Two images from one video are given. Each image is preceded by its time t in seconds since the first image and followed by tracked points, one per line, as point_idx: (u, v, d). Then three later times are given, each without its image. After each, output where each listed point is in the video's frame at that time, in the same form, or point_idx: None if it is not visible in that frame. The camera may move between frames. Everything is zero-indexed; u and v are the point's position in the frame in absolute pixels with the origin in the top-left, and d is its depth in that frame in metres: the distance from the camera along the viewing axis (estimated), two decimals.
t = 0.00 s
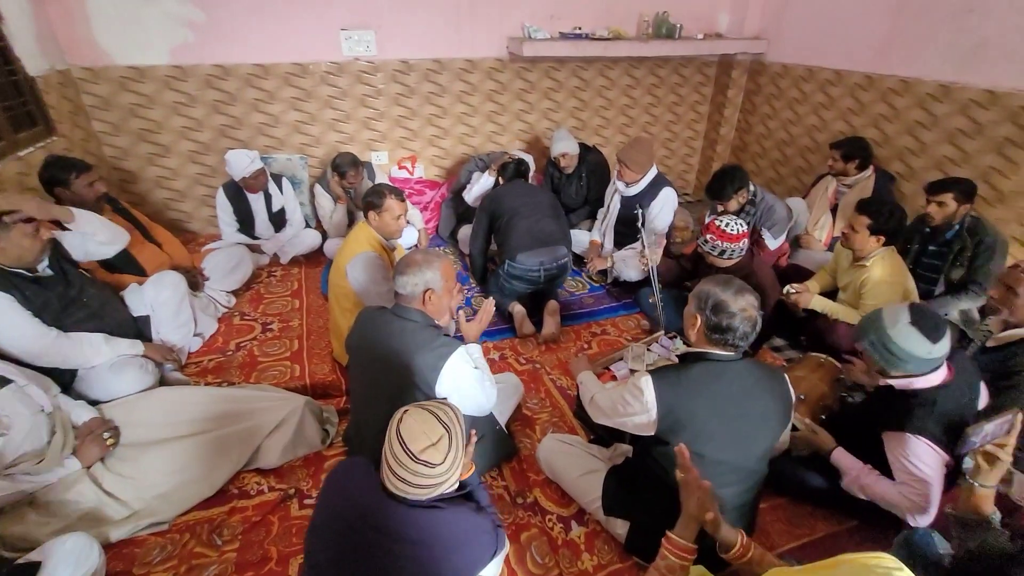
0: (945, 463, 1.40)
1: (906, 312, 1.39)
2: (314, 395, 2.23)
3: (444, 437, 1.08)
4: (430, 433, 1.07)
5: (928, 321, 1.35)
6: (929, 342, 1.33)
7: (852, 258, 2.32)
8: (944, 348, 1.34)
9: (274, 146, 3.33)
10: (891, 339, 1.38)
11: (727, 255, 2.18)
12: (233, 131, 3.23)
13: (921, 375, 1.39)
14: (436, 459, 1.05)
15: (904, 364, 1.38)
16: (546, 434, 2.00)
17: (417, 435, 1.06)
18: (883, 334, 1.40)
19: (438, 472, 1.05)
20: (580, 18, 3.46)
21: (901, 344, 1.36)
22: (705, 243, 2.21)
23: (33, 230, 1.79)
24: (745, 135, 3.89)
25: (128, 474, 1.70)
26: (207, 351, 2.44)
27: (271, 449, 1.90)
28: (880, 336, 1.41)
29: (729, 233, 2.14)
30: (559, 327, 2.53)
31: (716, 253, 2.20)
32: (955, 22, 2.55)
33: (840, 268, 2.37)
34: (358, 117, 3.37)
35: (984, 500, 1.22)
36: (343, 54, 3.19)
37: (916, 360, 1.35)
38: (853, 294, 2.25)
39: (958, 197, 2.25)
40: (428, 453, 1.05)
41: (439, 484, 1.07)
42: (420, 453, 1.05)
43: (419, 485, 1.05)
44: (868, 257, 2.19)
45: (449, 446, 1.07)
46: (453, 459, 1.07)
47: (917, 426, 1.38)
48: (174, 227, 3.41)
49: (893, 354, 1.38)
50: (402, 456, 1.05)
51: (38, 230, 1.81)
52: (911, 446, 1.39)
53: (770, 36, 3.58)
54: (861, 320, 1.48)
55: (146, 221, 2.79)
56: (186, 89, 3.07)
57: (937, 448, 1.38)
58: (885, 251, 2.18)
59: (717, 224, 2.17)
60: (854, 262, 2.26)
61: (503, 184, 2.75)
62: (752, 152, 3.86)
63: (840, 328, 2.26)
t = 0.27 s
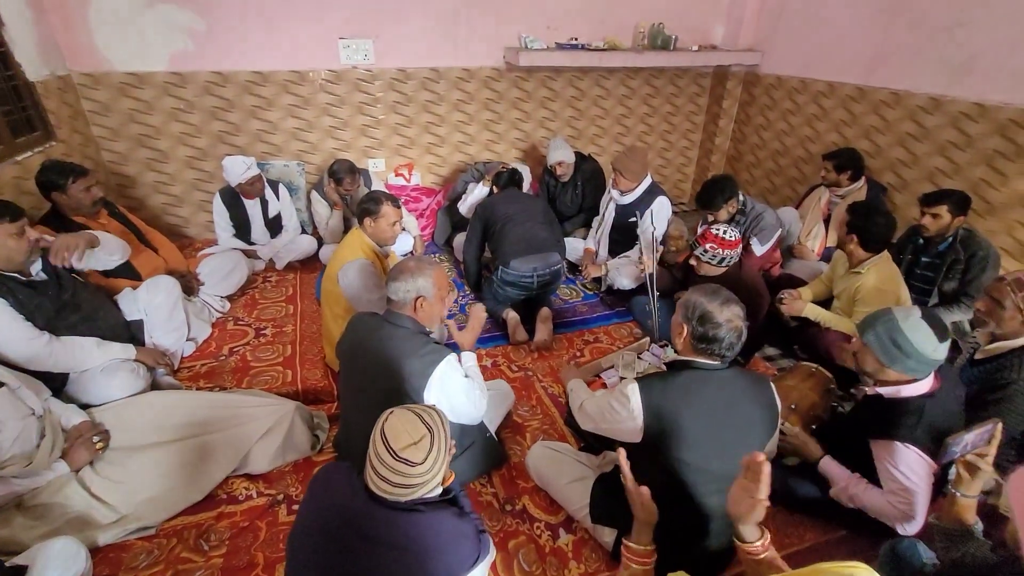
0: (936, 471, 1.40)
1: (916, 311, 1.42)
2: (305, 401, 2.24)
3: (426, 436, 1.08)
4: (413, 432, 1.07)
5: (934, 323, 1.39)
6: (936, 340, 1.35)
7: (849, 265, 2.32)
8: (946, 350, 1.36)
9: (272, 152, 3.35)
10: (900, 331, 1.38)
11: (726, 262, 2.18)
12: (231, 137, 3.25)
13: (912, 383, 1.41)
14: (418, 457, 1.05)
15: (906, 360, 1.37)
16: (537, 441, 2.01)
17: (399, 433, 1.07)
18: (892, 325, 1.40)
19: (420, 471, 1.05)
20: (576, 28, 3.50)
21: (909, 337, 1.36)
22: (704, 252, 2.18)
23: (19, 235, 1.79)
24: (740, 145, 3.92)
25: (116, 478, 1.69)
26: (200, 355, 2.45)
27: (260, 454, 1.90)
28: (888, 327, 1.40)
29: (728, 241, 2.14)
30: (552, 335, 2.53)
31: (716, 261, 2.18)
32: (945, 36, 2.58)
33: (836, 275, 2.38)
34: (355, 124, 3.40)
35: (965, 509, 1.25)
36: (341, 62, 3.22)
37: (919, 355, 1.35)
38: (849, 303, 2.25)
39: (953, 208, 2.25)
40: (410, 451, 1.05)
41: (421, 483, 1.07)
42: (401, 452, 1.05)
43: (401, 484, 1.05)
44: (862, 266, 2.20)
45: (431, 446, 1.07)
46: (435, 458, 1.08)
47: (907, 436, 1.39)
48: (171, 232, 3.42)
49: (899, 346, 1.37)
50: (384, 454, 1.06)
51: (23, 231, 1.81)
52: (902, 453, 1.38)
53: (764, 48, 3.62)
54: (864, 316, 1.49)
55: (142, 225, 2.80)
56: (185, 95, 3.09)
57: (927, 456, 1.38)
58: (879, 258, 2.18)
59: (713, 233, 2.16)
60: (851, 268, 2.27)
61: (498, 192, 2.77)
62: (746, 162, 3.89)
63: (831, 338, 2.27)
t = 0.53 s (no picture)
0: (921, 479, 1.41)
1: (911, 318, 1.44)
2: (299, 405, 2.24)
3: (420, 439, 1.09)
4: (407, 434, 1.08)
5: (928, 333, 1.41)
6: (929, 346, 1.38)
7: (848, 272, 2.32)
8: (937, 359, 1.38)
9: (271, 158, 3.37)
10: (895, 336, 1.39)
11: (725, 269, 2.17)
12: (230, 143, 3.28)
13: (898, 390, 1.42)
14: (411, 459, 1.06)
15: (898, 365, 1.38)
16: (529, 448, 2.01)
17: (394, 435, 1.07)
18: (887, 329, 1.41)
19: (413, 473, 1.06)
20: (574, 38, 3.53)
21: (904, 341, 1.38)
22: (704, 259, 2.15)
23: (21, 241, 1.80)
24: (737, 154, 3.95)
25: (106, 481, 1.69)
26: (195, 359, 2.45)
27: (252, 457, 1.90)
28: (883, 331, 1.42)
29: (725, 246, 2.15)
30: (547, 341, 2.54)
31: (715, 268, 2.16)
32: (938, 48, 2.60)
33: (835, 281, 2.37)
34: (354, 131, 3.42)
35: (953, 518, 1.25)
36: (341, 69, 3.25)
37: (912, 361, 1.37)
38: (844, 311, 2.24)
39: (946, 219, 2.25)
40: (402, 453, 1.06)
41: (414, 486, 1.07)
42: (394, 453, 1.06)
43: (393, 487, 1.05)
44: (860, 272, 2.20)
45: (424, 448, 1.08)
46: (428, 461, 1.08)
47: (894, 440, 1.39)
48: (169, 236, 3.44)
49: (893, 350, 1.38)
50: (377, 455, 1.06)
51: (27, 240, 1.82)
52: (888, 458, 1.39)
53: (761, 58, 3.65)
54: (860, 320, 1.50)
55: (140, 229, 2.82)
56: (186, 101, 3.12)
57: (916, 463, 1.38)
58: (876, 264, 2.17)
59: (711, 239, 2.15)
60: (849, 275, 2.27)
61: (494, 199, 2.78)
62: (743, 171, 3.91)
63: (825, 346, 2.27)
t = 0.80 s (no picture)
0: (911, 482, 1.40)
1: (914, 322, 1.44)
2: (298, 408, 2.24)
3: (418, 442, 1.09)
4: (405, 437, 1.08)
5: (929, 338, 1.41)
6: (931, 353, 1.39)
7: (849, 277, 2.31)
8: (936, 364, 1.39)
9: (272, 162, 3.39)
10: (899, 339, 1.39)
11: (727, 274, 2.14)
12: (232, 146, 3.30)
13: (897, 392, 1.42)
14: (409, 462, 1.06)
15: (899, 368, 1.38)
16: (527, 451, 2.01)
17: (392, 438, 1.07)
18: (891, 332, 1.41)
19: (411, 477, 1.06)
20: (574, 43, 3.55)
21: (907, 345, 1.38)
22: (705, 266, 2.14)
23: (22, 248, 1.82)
24: (737, 159, 3.96)
25: (104, 482, 1.69)
26: (194, 361, 2.46)
27: (251, 460, 1.92)
28: (887, 334, 1.41)
29: (724, 251, 2.12)
30: (545, 345, 2.54)
31: (718, 274, 2.14)
32: (936, 54, 2.61)
33: (836, 286, 2.36)
34: (356, 135, 3.44)
35: (950, 525, 1.26)
36: (342, 74, 3.27)
37: (913, 365, 1.37)
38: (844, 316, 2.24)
39: (944, 226, 2.24)
40: (400, 455, 1.06)
41: (411, 489, 1.07)
42: (392, 456, 1.06)
43: (391, 489, 1.05)
44: (861, 278, 2.19)
45: (422, 451, 1.08)
46: (426, 464, 1.08)
47: (887, 440, 1.40)
48: (171, 239, 3.46)
49: (896, 353, 1.38)
50: (375, 457, 1.06)
51: (27, 250, 1.84)
52: (874, 460, 1.39)
53: (760, 64, 3.67)
54: (862, 321, 1.49)
55: (142, 232, 2.83)
56: (188, 105, 3.14)
57: (906, 464, 1.38)
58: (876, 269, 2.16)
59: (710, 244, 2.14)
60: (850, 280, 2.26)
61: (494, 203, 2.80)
62: (743, 176, 3.92)
63: (823, 352, 2.28)
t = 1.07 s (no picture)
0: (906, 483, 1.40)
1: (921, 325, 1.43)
2: (301, 410, 2.25)
3: (419, 444, 1.09)
4: (407, 439, 1.09)
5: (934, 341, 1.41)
6: (936, 355, 1.38)
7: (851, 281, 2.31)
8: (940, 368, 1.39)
9: (276, 165, 3.41)
10: (906, 341, 1.38)
11: (731, 280, 2.14)
12: (237, 150, 3.32)
13: (897, 391, 1.42)
14: (410, 464, 1.07)
15: (905, 371, 1.38)
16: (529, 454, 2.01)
17: (393, 440, 1.08)
18: (898, 334, 1.40)
19: (412, 479, 1.06)
20: (577, 47, 3.57)
21: (915, 348, 1.37)
22: (709, 270, 2.15)
23: (25, 259, 1.81)
24: (740, 162, 3.96)
25: (109, 483, 1.69)
26: (198, 363, 2.48)
27: (254, 462, 1.89)
28: (894, 335, 1.40)
29: (732, 258, 2.11)
30: (547, 348, 2.54)
31: (721, 279, 2.14)
32: (939, 57, 2.61)
33: (839, 289, 2.35)
34: (359, 138, 3.46)
35: (953, 530, 1.25)
36: (346, 78, 3.29)
37: (919, 368, 1.37)
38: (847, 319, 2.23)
39: (949, 230, 2.25)
40: (402, 458, 1.06)
41: (412, 492, 1.07)
42: (393, 458, 1.06)
43: (392, 492, 1.06)
44: (864, 280, 2.19)
45: (424, 453, 1.08)
46: (427, 467, 1.08)
47: (885, 439, 1.40)
48: (176, 241, 3.48)
49: (904, 356, 1.37)
50: (376, 459, 1.06)
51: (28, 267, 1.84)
52: (870, 458, 1.40)
53: (763, 67, 3.67)
54: (869, 321, 1.48)
55: (147, 235, 2.85)
56: (194, 109, 3.17)
57: (901, 462, 1.38)
58: (877, 273, 2.17)
59: (717, 250, 2.14)
60: (852, 283, 2.26)
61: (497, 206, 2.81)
62: (746, 179, 3.92)
63: (827, 355, 2.27)
